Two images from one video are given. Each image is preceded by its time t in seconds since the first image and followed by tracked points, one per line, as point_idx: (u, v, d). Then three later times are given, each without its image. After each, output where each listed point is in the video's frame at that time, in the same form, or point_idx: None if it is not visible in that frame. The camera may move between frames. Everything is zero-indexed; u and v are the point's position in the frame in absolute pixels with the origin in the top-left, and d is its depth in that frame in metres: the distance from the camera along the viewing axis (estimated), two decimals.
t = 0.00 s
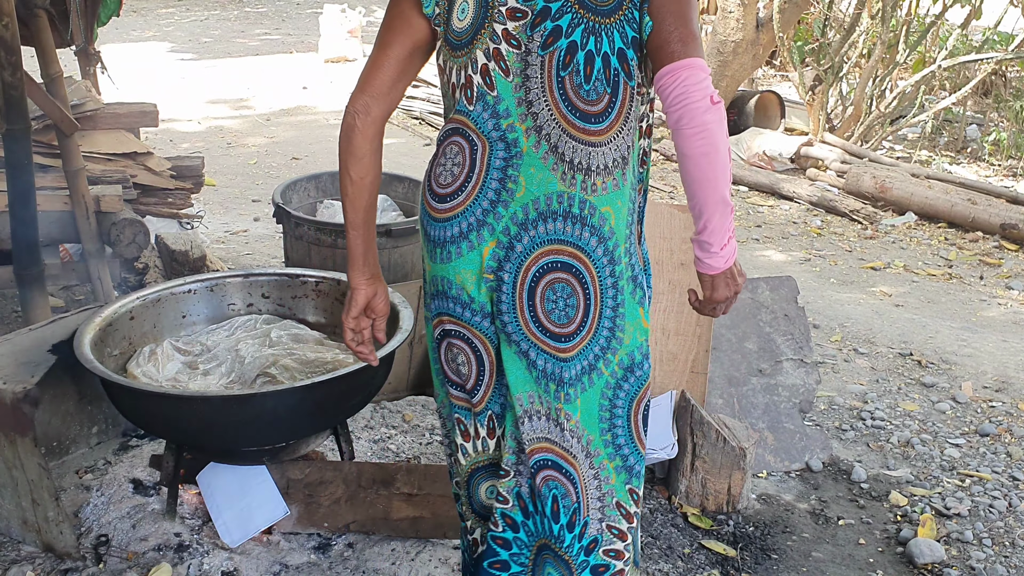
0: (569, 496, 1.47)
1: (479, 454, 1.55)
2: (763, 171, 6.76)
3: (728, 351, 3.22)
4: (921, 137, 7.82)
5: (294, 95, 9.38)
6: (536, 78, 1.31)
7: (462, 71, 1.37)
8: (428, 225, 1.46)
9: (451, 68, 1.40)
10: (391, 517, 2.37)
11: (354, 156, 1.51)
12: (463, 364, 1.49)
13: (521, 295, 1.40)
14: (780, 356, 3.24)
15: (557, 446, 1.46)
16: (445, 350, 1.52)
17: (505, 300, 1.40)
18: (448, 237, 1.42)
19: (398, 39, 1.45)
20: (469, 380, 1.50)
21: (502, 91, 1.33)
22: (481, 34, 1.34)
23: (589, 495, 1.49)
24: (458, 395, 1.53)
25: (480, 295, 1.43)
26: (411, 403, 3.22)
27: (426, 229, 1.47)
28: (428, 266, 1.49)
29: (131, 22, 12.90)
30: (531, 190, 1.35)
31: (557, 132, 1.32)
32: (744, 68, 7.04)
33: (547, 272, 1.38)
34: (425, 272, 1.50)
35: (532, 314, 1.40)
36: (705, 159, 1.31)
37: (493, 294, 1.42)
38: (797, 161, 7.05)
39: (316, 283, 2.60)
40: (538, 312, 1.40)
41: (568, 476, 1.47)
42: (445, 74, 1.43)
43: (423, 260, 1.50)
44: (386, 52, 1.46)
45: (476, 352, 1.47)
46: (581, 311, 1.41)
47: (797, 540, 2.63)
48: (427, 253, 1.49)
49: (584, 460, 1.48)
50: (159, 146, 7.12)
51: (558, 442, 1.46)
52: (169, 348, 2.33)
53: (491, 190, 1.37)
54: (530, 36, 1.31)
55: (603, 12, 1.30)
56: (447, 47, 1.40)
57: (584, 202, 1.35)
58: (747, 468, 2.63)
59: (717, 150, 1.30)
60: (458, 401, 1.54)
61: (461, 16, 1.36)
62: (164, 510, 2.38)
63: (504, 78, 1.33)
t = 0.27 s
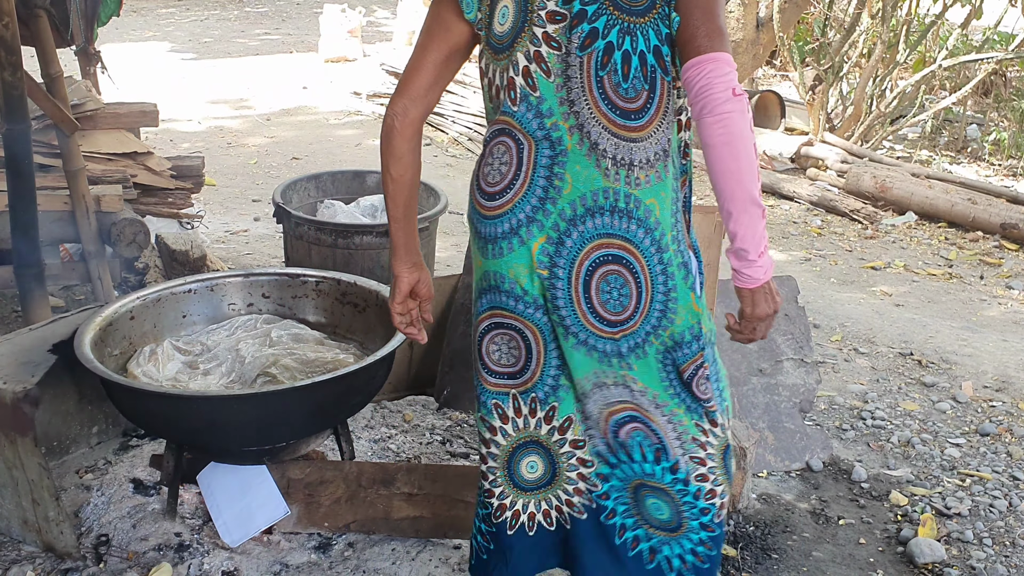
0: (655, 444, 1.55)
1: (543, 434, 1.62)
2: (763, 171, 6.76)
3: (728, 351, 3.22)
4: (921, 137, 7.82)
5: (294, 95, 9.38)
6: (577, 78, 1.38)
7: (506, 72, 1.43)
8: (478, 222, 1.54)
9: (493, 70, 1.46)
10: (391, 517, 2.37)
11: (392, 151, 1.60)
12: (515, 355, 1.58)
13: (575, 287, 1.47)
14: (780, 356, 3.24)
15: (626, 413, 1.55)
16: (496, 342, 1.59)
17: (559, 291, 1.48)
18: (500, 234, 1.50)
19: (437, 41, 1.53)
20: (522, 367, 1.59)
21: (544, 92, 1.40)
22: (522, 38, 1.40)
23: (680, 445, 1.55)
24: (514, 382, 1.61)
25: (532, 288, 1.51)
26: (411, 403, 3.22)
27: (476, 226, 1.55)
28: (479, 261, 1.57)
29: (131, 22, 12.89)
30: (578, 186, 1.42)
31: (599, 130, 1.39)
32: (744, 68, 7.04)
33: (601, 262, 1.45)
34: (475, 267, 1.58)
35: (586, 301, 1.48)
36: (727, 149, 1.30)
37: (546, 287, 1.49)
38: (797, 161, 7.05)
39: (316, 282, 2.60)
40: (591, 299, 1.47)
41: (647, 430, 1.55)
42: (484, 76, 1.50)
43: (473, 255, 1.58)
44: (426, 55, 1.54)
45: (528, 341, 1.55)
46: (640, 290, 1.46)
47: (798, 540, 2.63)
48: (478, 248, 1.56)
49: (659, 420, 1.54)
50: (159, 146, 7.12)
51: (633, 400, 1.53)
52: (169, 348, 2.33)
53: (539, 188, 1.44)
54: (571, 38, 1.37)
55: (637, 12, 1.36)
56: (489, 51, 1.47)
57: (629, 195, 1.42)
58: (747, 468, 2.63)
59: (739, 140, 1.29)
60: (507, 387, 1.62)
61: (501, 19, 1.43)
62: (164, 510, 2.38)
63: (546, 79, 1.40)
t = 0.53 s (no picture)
0: (759, 462, 1.56)
1: (613, 456, 1.61)
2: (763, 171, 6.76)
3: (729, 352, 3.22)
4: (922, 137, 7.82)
5: (293, 95, 9.38)
6: (695, 110, 1.41)
7: (620, 107, 1.47)
8: (596, 248, 1.55)
9: (607, 104, 1.50)
10: (391, 518, 2.37)
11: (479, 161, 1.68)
12: (619, 377, 1.57)
13: (703, 308, 1.49)
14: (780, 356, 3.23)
15: (735, 433, 1.55)
16: (598, 365, 1.59)
17: (686, 315, 1.50)
18: (625, 259, 1.51)
19: (539, 62, 1.58)
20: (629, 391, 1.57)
21: (662, 125, 1.44)
22: (643, 72, 1.44)
23: (787, 462, 1.56)
24: (612, 408, 1.60)
25: (655, 312, 1.52)
26: (411, 403, 3.22)
27: (593, 251, 1.56)
28: (594, 284, 1.57)
29: (131, 22, 12.90)
30: (703, 215, 1.45)
31: (718, 158, 1.42)
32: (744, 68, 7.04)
33: (727, 283, 1.47)
34: (585, 295, 1.59)
35: (713, 323, 1.49)
36: (854, 134, 1.20)
37: (670, 311, 1.51)
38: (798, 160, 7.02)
39: (316, 282, 2.61)
40: (718, 321, 1.49)
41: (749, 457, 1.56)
42: (593, 107, 1.53)
43: (587, 279, 1.58)
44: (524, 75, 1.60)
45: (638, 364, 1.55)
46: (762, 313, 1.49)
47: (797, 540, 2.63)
48: (592, 274, 1.57)
49: (773, 443, 1.55)
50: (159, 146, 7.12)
51: (750, 424, 1.54)
52: (169, 348, 2.33)
53: (664, 216, 1.47)
54: (691, 73, 1.40)
55: (752, 42, 1.36)
56: (604, 84, 1.50)
57: (751, 216, 1.44)
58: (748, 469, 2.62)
59: (867, 125, 1.20)
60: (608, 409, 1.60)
61: (620, 54, 1.46)
62: (164, 510, 2.38)
63: (664, 113, 1.43)
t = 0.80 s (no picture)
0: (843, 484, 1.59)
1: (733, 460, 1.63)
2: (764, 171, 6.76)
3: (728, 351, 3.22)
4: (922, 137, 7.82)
5: (293, 95, 9.39)
6: (847, 148, 1.39)
7: (762, 144, 1.44)
8: (725, 275, 1.52)
9: (746, 130, 1.46)
10: (391, 518, 2.38)
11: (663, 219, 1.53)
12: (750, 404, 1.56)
13: (841, 340, 1.48)
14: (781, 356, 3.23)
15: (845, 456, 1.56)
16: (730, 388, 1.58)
17: (823, 345, 1.48)
18: (761, 290, 1.48)
19: (709, 103, 1.46)
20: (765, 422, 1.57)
21: (810, 161, 1.41)
22: (791, 112, 1.41)
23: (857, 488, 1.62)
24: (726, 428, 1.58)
25: (790, 344, 1.49)
26: (411, 403, 3.23)
27: (723, 279, 1.52)
28: (724, 310, 1.54)
29: (131, 22, 12.90)
30: (842, 245, 1.44)
31: (865, 193, 1.42)
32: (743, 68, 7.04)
33: (863, 312, 1.48)
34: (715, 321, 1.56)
35: (847, 352, 1.49)
36: (1011, 190, 1.50)
37: (806, 344, 1.48)
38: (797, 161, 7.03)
39: (315, 283, 2.61)
40: (852, 348, 1.49)
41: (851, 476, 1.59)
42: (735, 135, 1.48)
43: (715, 303, 1.55)
44: (701, 109, 1.46)
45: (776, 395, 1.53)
46: (879, 337, 1.53)
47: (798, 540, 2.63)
48: (721, 296, 1.53)
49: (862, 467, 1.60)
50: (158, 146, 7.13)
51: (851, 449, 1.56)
52: (168, 348, 2.33)
53: (802, 250, 1.44)
54: (841, 112, 1.39)
55: (899, 84, 1.41)
56: (749, 122, 1.45)
57: (886, 248, 1.46)
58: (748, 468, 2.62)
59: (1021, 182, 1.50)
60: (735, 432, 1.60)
61: (770, 95, 1.42)
62: (164, 510, 2.38)
63: (811, 150, 1.41)
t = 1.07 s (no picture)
0: (901, 469, 1.70)
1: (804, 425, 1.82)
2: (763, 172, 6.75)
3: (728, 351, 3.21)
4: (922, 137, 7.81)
5: (293, 95, 9.40)
6: (897, 126, 1.53)
7: (816, 125, 1.58)
8: (774, 256, 1.67)
9: (796, 110, 1.60)
10: (391, 518, 2.38)
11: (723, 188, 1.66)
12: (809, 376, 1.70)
13: (888, 312, 1.61)
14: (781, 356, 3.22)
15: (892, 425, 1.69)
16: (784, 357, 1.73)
17: (869, 319, 1.62)
18: (807, 269, 1.63)
19: (767, 80, 1.60)
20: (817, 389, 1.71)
21: (860, 139, 1.54)
22: (847, 93, 1.54)
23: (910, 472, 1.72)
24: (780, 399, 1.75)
25: (839, 318, 1.63)
26: (411, 403, 3.23)
27: (771, 259, 1.67)
28: (771, 290, 1.68)
29: (130, 23, 12.90)
30: (889, 223, 1.57)
31: (911, 170, 1.55)
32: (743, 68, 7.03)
33: (907, 286, 1.60)
34: (764, 295, 1.70)
35: (892, 326, 1.62)
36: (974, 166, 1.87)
37: (854, 317, 1.62)
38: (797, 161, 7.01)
39: (315, 283, 2.60)
40: (897, 323, 1.62)
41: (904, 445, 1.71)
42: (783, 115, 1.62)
43: (763, 283, 1.70)
44: (756, 78, 1.60)
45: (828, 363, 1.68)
46: (921, 311, 1.65)
47: (797, 540, 2.63)
48: (768, 273, 1.68)
49: (916, 441, 1.70)
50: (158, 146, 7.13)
51: (900, 427, 1.67)
52: (168, 348, 2.33)
53: (849, 228, 1.58)
54: (894, 92, 1.52)
55: (943, 67, 1.57)
56: (805, 103, 1.59)
57: (927, 225, 1.59)
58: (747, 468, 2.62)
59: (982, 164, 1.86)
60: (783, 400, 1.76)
61: (826, 75, 1.55)
62: (164, 510, 2.38)
63: (864, 130, 1.54)
